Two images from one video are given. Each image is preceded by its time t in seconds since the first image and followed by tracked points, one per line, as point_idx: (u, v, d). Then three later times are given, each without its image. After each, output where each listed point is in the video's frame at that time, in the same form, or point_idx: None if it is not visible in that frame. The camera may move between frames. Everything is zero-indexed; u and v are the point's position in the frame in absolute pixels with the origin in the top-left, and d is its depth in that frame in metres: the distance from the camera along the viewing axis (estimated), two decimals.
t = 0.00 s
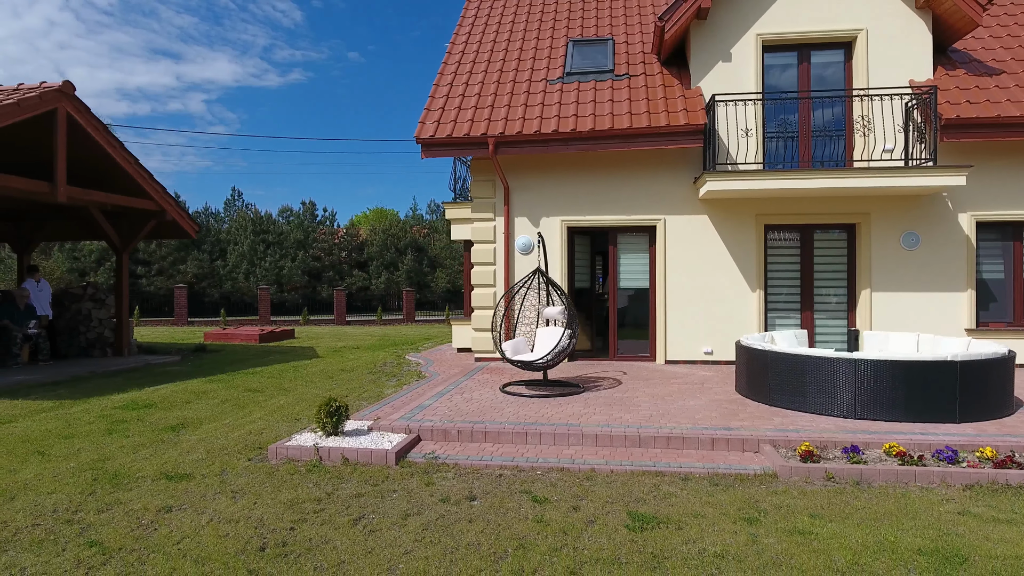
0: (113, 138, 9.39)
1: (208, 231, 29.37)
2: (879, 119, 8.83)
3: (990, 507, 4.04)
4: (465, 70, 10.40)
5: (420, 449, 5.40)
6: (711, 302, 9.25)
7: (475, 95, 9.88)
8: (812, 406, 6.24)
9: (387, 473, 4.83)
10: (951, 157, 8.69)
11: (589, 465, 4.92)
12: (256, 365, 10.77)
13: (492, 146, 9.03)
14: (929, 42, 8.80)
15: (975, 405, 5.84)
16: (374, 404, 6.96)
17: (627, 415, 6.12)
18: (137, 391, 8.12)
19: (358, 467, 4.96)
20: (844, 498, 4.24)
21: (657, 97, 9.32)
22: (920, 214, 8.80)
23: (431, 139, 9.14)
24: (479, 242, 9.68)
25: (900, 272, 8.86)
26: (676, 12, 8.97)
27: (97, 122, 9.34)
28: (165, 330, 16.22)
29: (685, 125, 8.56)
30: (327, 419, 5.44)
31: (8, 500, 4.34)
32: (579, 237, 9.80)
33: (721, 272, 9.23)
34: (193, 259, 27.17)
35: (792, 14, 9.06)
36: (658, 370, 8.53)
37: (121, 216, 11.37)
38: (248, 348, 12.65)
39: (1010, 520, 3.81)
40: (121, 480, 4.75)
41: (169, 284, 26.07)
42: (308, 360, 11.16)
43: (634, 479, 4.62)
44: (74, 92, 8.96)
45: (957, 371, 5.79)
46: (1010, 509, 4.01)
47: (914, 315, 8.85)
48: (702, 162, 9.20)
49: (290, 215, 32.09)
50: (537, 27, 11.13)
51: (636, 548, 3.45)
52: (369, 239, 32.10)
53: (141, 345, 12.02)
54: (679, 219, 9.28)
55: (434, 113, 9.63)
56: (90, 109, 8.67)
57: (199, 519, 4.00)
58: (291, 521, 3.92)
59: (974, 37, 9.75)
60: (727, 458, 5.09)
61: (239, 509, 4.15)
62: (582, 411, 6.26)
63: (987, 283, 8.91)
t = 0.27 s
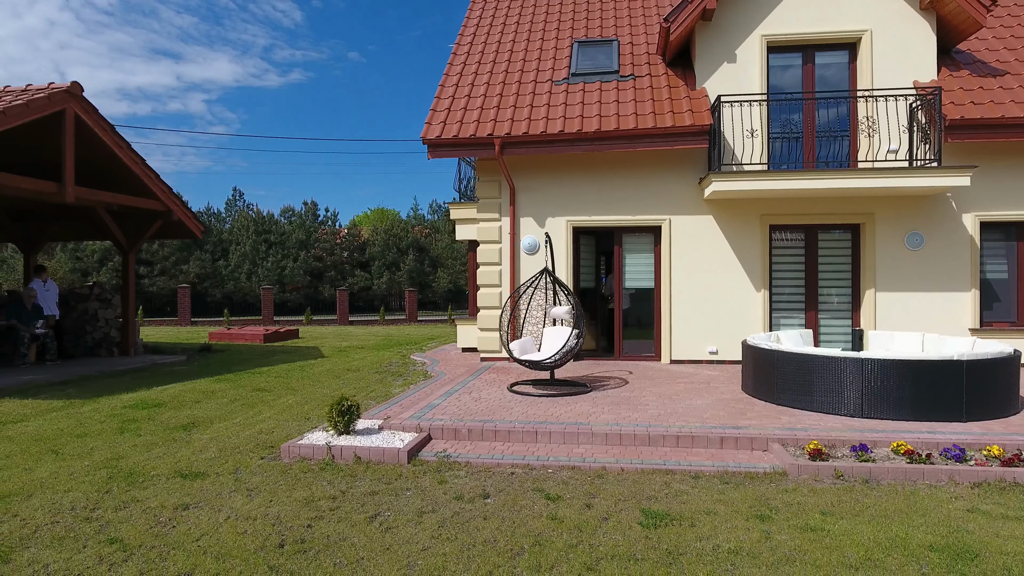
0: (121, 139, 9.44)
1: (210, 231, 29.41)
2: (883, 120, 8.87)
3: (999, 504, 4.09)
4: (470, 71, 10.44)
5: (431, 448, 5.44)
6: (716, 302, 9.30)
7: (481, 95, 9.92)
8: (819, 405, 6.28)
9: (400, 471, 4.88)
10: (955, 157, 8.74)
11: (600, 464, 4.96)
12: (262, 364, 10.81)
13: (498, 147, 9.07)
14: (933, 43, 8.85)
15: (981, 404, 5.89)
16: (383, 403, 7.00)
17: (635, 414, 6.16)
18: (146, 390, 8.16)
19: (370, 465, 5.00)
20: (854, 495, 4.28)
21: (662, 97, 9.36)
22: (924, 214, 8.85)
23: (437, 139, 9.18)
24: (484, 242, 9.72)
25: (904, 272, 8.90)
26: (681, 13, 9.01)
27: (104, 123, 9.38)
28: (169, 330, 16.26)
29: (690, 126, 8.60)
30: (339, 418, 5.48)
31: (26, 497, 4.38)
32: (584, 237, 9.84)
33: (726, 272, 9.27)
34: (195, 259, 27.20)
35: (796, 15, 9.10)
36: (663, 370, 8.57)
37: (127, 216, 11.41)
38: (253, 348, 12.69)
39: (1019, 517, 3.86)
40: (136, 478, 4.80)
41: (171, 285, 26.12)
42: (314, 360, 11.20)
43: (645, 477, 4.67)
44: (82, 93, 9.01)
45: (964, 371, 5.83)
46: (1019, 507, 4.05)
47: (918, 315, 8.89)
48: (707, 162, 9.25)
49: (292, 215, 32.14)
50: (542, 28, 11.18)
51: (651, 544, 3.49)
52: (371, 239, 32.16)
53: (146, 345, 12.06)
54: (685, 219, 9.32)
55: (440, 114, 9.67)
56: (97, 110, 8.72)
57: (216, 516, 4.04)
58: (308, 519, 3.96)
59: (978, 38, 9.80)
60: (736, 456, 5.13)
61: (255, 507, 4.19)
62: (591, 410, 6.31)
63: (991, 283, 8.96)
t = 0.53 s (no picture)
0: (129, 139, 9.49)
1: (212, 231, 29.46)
2: (888, 120, 8.92)
3: (1008, 502, 4.14)
4: (476, 72, 10.48)
5: (442, 446, 5.48)
6: (721, 302, 9.34)
7: (486, 96, 9.96)
8: (827, 404, 6.33)
9: (413, 469, 4.92)
10: (960, 158, 8.79)
11: (611, 462, 5.00)
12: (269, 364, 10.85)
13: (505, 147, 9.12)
14: (938, 43, 8.89)
15: (988, 403, 5.93)
16: (392, 402, 7.05)
17: (644, 413, 6.21)
18: (155, 389, 8.21)
19: (383, 464, 5.05)
20: (864, 493, 4.33)
21: (667, 98, 9.41)
22: (929, 214, 8.90)
23: (444, 140, 9.22)
24: (490, 242, 9.76)
25: (908, 272, 8.95)
26: (687, 14, 9.05)
27: (112, 123, 9.43)
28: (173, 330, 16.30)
29: (696, 127, 8.64)
30: (351, 417, 5.52)
31: (44, 495, 4.43)
32: (590, 237, 9.89)
33: (731, 272, 9.32)
34: (197, 259, 27.23)
35: (801, 16, 9.15)
36: (669, 369, 8.62)
37: (133, 217, 11.45)
38: (259, 348, 12.73)
39: None
40: (151, 476, 4.84)
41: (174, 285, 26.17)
42: (320, 359, 11.25)
43: (656, 475, 4.71)
44: (90, 94, 9.05)
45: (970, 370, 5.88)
46: None
47: (923, 315, 8.94)
48: (712, 163, 9.29)
49: (294, 216, 32.19)
50: (547, 28, 11.23)
51: (665, 541, 3.54)
52: (373, 239, 32.22)
53: (152, 345, 12.10)
54: (690, 219, 9.37)
55: (446, 114, 9.71)
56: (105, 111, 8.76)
57: (234, 513, 4.09)
58: (325, 516, 4.01)
59: (982, 38, 9.85)
60: (745, 455, 5.18)
61: (272, 504, 4.24)
62: (599, 409, 6.35)
63: (995, 283, 9.00)
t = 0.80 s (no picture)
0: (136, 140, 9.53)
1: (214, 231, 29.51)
2: (892, 121, 8.97)
3: (1015, 499, 4.19)
4: (481, 73, 10.53)
5: (454, 445, 5.54)
6: (726, 302, 9.40)
7: (492, 97, 10.01)
8: (833, 403, 6.38)
9: (425, 468, 4.97)
10: (964, 158, 8.84)
11: (621, 460, 5.06)
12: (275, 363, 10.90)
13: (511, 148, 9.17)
14: (942, 45, 8.95)
15: (993, 402, 5.99)
16: (401, 402, 7.10)
17: (652, 412, 6.26)
18: (164, 389, 8.26)
19: (396, 462, 5.10)
20: (873, 490, 4.38)
21: (673, 99, 9.45)
22: (932, 214, 8.95)
23: (450, 141, 9.26)
24: (496, 242, 9.81)
25: (912, 272, 9.00)
26: (692, 16, 9.10)
27: (120, 124, 9.48)
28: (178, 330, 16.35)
29: (701, 128, 8.69)
30: (363, 415, 5.57)
31: (62, 493, 4.48)
32: (595, 237, 9.94)
33: (736, 272, 9.37)
34: (200, 258, 27.27)
35: (807, 18, 9.20)
36: (675, 369, 8.67)
37: (139, 217, 11.50)
38: (264, 347, 12.78)
39: None
40: (167, 474, 4.89)
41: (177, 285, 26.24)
42: (325, 359, 11.30)
43: (667, 473, 4.77)
44: (99, 95, 9.10)
45: (976, 369, 5.93)
46: None
47: (927, 315, 8.99)
48: (717, 163, 9.35)
49: (296, 216, 32.24)
50: (552, 29, 11.29)
51: (679, 537, 3.59)
52: (375, 239, 32.27)
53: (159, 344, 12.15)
54: (695, 219, 9.42)
55: (452, 115, 9.76)
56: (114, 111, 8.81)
57: (252, 510, 4.14)
58: (342, 513, 4.06)
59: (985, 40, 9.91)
60: (754, 453, 5.23)
61: (289, 501, 4.29)
62: (608, 408, 6.40)
63: (998, 283, 9.06)
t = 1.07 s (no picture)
0: (144, 140, 9.58)
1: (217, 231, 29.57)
2: (896, 122, 9.03)
3: (1023, 495, 4.24)
4: (487, 74, 10.58)
5: (465, 443, 5.59)
6: (731, 301, 9.45)
7: (498, 98, 10.06)
8: (840, 402, 6.43)
9: (438, 465, 5.02)
10: (968, 159, 8.89)
11: (632, 458, 5.11)
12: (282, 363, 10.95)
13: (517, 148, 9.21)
14: (946, 46, 9.00)
15: (1000, 400, 6.04)
16: (410, 400, 7.14)
17: (660, 410, 6.32)
18: (174, 388, 8.32)
19: (409, 460, 5.15)
20: (882, 487, 4.44)
21: (678, 100, 9.50)
22: (936, 214, 9.01)
23: (457, 141, 9.31)
24: (502, 242, 9.86)
25: (916, 271, 9.05)
26: (697, 17, 9.15)
27: (128, 125, 9.53)
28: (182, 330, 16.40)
29: (707, 128, 8.74)
30: (375, 414, 5.62)
31: (80, 490, 4.53)
32: (600, 238, 9.99)
33: (741, 272, 9.42)
34: (202, 259, 27.31)
35: (811, 19, 9.25)
36: (681, 368, 8.72)
37: (146, 217, 11.55)
38: (270, 347, 12.83)
39: None
40: (183, 472, 4.94)
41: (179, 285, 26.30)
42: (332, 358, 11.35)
43: (678, 470, 4.82)
44: (107, 96, 9.15)
45: (982, 368, 5.98)
46: None
47: (931, 314, 9.05)
48: (722, 164, 9.40)
49: (298, 216, 32.31)
50: (557, 30, 11.34)
51: (693, 532, 3.64)
52: (376, 239, 32.33)
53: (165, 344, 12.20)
54: (701, 220, 9.47)
55: (459, 116, 9.80)
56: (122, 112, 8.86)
57: (269, 507, 4.19)
58: (359, 509, 4.12)
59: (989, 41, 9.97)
60: (763, 451, 5.29)
61: (306, 498, 4.34)
62: (616, 406, 6.45)
63: (1002, 282, 9.11)
